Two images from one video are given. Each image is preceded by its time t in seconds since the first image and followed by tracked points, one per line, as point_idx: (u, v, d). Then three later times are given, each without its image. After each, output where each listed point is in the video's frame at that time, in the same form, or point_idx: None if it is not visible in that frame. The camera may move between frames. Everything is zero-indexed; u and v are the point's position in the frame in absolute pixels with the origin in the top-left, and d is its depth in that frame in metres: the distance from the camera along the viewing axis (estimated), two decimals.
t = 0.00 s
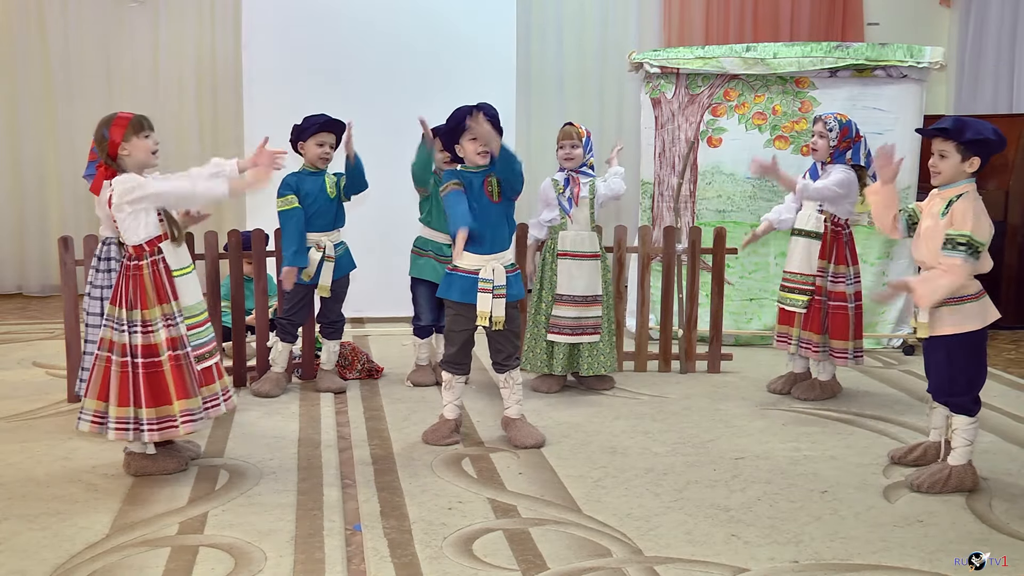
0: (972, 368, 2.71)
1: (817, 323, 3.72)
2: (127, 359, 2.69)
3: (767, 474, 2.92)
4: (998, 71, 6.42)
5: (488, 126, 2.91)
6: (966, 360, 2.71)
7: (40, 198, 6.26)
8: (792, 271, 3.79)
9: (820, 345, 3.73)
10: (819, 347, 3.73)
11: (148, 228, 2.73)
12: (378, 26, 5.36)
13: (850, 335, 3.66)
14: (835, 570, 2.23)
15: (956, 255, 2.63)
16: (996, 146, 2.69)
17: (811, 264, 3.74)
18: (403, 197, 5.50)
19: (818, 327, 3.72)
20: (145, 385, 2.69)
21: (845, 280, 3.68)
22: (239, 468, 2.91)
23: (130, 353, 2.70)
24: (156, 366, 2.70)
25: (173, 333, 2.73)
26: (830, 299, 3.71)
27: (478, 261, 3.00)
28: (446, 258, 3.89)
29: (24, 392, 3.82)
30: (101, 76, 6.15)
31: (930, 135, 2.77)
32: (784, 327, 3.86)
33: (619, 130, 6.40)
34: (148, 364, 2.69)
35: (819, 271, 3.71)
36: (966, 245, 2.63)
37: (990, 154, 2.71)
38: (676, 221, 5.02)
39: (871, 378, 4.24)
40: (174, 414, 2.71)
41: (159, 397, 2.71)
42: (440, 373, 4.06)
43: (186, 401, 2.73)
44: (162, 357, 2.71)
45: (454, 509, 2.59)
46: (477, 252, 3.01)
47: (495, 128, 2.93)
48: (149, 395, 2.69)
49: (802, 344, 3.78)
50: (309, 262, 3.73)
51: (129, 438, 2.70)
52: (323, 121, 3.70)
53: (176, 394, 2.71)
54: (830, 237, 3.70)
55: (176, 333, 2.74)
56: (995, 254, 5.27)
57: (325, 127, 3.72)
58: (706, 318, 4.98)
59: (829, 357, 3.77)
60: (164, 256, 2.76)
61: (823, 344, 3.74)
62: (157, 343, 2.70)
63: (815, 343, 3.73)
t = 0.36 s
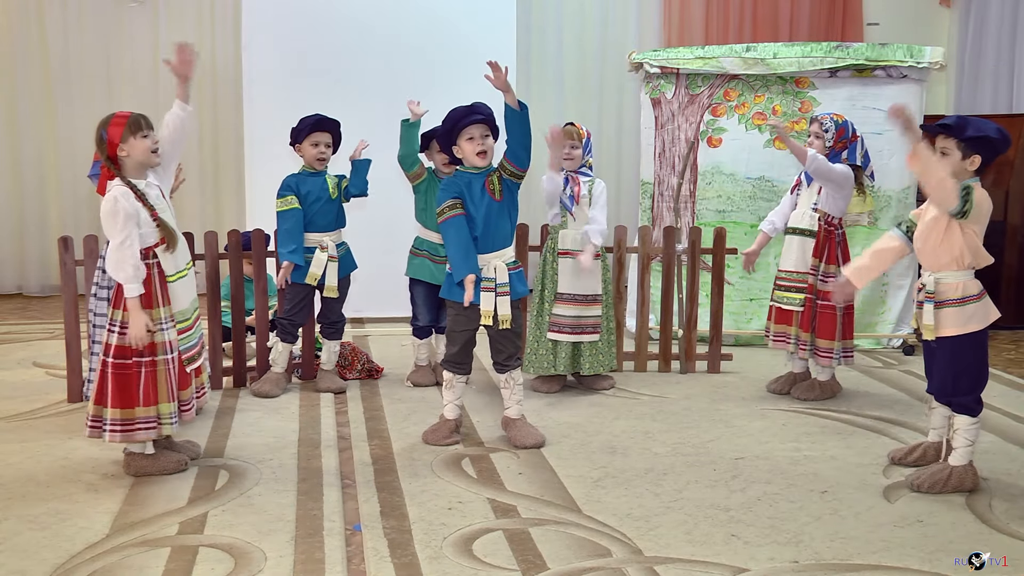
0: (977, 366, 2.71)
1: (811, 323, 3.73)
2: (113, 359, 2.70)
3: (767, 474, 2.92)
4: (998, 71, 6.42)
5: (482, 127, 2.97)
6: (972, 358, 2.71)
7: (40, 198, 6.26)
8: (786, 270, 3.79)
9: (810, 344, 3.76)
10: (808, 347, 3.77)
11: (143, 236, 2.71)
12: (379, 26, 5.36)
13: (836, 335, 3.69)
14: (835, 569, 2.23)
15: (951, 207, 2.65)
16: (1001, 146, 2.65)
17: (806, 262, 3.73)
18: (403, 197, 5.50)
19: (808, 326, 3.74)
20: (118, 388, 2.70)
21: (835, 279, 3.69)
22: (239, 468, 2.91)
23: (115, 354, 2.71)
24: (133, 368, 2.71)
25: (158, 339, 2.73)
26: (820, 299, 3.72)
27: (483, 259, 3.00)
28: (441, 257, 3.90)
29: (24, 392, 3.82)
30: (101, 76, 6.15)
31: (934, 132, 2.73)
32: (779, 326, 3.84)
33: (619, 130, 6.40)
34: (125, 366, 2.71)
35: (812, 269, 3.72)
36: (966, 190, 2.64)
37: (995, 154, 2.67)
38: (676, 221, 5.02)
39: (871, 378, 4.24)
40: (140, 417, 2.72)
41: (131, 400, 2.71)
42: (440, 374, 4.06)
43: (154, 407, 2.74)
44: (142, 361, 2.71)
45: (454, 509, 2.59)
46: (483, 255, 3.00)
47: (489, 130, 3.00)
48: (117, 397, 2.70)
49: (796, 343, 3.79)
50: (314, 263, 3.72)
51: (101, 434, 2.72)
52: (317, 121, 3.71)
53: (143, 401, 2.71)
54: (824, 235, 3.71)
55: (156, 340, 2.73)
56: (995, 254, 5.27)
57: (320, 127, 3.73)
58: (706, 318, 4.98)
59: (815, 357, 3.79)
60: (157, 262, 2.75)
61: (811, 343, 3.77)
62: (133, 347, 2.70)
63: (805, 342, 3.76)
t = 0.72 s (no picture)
0: (976, 369, 2.71)
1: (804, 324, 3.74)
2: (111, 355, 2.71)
3: (767, 474, 2.92)
4: (998, 71, 6.41)
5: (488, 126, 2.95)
6: (970, 361, 2.71)
7: (40, 198, 6.26)
8: (781, 271, 3.81)
9: (805, 345, 3.76)
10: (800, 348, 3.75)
11: (140, 227, 2.75)
12: (378, 27, 5.36)
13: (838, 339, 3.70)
14: (835, 570, 2.23)
15: (968, 187, 2.57)
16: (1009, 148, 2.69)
17: (800, 264, 3.74)
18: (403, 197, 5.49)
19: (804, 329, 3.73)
20: (123, 384, 2.71)
21: (836, 281, 3.70)
22: (239, 468, 2.91)
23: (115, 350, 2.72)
24: (134, 364, 2.71)
25: (153, 334, 2.73)
26: (820, 301, 3.72)
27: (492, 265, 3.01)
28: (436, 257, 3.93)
29: (24, 392, 3.82)
30: (101, 76, 6.15)
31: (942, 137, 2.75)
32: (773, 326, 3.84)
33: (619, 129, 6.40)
34: (125, 363, 2.71)
35: (809, 272, 3.72)
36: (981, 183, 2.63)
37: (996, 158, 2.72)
38: (676, 221, 5.02)
39: (871, 378, 4.24)
40: (144, 413, 2.73)
41: (134, 396, 2.72)
42: (440, 374, 4.06)
43: (157, 403, 2.74)
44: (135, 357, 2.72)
45: (454, 509, 2.59)
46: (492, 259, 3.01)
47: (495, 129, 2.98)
48: (121, 394, 2.71)
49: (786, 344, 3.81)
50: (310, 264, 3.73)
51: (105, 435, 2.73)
52: (317, 121, 3.70)
53: (147, 396, 2.72)
54: (822, 238, 3.70)
55: (154, 335, 2.73)
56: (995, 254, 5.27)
57: (322, 126, 3.74)
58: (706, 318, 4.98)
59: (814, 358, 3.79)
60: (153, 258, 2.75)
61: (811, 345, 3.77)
62: (131, 342, 2.71)
63: (800, 343, 3.75)
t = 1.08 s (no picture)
0: (977, 370, 2.71)
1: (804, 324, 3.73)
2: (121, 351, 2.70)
3: (767, 474, 2.92)
4: (997, 71, 6.41)
5: (507, 127, 2.97)
6: (972, 362, 2.71)
7: (40, 198, 6.26)
8: (778, 270, 3.81)
9: (804, 345, 3.75)
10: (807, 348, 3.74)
11: (150, 223, 2.75)
12: (379, 26, 5.36)
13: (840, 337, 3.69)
14: (835, 570, 2.23)
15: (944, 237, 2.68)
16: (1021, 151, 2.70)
17: (795, 264, 3.75)
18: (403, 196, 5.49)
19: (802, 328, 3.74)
20: (130, 382, 2.70)
21: (834, 280, 3.68)
22: (239, 468, 2.91)
23: (124, 347, 2.70)
24: (140, 362, 2.71)
25: (160, 332, 2.73)
26: (820, 301, 3.70)
27: (501, 264, 3.00)
28: (445, 258, 3.91)
29: (24, 392, 3.82)
30: (101, 77, 6.15)
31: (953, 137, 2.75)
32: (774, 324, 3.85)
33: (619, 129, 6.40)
34: (133, 360, 2.70)
35: (805, 271, 3.71)
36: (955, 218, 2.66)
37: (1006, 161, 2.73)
38: (676, 221, 5.03)
39: (871, 378, 4.24)
40: (146, 412, 2.71)
41: (137, 394, 2.70)
42: (440, 375, 4.06)
43: (160, 400, 2.72)
44: (143, 355, 2.71)
45: (454, 509, 2.59)
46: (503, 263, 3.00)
47: (514, 129, 3.00)
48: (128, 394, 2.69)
49: (786, 343, 3.81)
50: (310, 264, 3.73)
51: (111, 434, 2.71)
52: (319, 121, 3.69)
53: (149, 394, 2.70)
54: (816, 238, 3.69)
55: (160, 333, 2.73)
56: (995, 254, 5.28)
57: (326, 128, 3.75)
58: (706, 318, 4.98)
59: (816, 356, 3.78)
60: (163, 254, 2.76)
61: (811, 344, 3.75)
62: (143, 339, 2.70)
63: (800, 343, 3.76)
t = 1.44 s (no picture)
0: (976, 369, 2.70)
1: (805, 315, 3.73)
2: (122, 356, 2.70)
3: (767, 474, 2.92)
4: (998, 71, 6.41)
5: (515, 127, 2.97)
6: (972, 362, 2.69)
7: (39, 198, 6.26)
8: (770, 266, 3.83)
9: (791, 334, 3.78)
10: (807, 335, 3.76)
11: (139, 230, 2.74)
12: (379, 26, 5.36)
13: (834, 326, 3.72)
14: (835, 569, 2.23)
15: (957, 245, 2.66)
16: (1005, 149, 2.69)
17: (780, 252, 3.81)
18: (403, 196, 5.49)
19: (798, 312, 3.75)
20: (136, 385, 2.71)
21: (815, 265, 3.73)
22: (239, 468, 2.91)
23: (125, 352, 2.71)
24: (147, 365, 2.72)
25: (162, 333, 2.74)
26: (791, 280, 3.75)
27: (500, 265, 2.99)
28: (438, 255, 3.93)
29: (24, 392, 3.82)
30: (101, 77, 6.15)
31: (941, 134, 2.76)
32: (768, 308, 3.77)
33: (619, 129, 6.40)
34: (138, 363, 2.70)
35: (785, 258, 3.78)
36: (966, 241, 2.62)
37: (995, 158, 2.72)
38: (676, 221, 5.03)
39: (871, 378, 4.24)
40: (162, 412, 2.74)
41: (150, 397, 2.72)
42: (440, 375, 4.06)
43: (173, 400, 2.76)
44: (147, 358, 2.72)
45: (454, 509, 2.59)
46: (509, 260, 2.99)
47: (522, 130, 3.00)
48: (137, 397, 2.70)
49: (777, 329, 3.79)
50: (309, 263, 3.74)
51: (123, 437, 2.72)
52: (316, 122, 3.69)
53: (163, 395, 2.73)
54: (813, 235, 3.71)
55: (162, 334, 2.74)
56: (995, 254, 5.27)
57: (325, 128, 3.75)
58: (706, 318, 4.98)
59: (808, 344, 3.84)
60: (153, 257, 2.75)
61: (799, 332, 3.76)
62: (144, 343, 2.71)
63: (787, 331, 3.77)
